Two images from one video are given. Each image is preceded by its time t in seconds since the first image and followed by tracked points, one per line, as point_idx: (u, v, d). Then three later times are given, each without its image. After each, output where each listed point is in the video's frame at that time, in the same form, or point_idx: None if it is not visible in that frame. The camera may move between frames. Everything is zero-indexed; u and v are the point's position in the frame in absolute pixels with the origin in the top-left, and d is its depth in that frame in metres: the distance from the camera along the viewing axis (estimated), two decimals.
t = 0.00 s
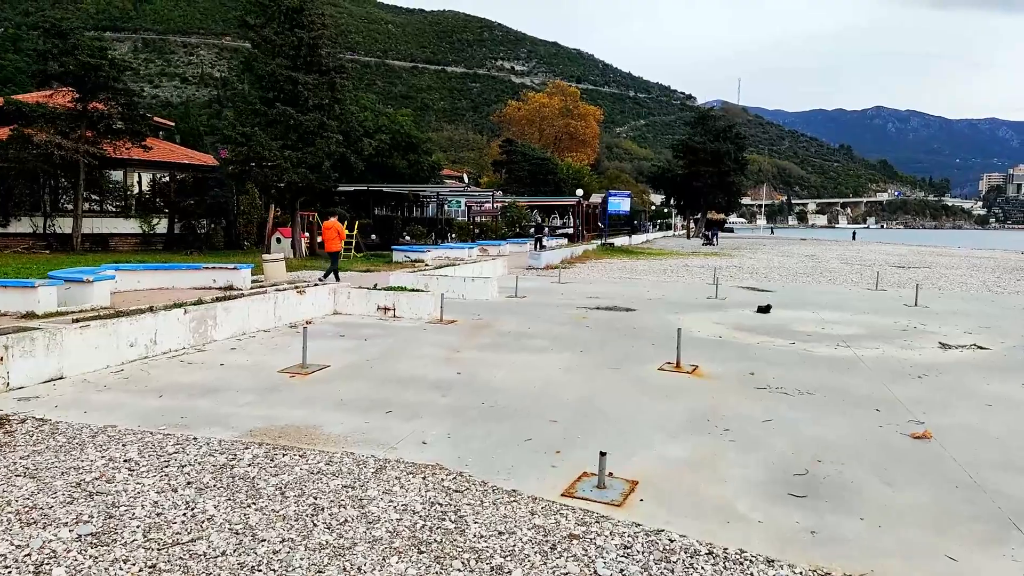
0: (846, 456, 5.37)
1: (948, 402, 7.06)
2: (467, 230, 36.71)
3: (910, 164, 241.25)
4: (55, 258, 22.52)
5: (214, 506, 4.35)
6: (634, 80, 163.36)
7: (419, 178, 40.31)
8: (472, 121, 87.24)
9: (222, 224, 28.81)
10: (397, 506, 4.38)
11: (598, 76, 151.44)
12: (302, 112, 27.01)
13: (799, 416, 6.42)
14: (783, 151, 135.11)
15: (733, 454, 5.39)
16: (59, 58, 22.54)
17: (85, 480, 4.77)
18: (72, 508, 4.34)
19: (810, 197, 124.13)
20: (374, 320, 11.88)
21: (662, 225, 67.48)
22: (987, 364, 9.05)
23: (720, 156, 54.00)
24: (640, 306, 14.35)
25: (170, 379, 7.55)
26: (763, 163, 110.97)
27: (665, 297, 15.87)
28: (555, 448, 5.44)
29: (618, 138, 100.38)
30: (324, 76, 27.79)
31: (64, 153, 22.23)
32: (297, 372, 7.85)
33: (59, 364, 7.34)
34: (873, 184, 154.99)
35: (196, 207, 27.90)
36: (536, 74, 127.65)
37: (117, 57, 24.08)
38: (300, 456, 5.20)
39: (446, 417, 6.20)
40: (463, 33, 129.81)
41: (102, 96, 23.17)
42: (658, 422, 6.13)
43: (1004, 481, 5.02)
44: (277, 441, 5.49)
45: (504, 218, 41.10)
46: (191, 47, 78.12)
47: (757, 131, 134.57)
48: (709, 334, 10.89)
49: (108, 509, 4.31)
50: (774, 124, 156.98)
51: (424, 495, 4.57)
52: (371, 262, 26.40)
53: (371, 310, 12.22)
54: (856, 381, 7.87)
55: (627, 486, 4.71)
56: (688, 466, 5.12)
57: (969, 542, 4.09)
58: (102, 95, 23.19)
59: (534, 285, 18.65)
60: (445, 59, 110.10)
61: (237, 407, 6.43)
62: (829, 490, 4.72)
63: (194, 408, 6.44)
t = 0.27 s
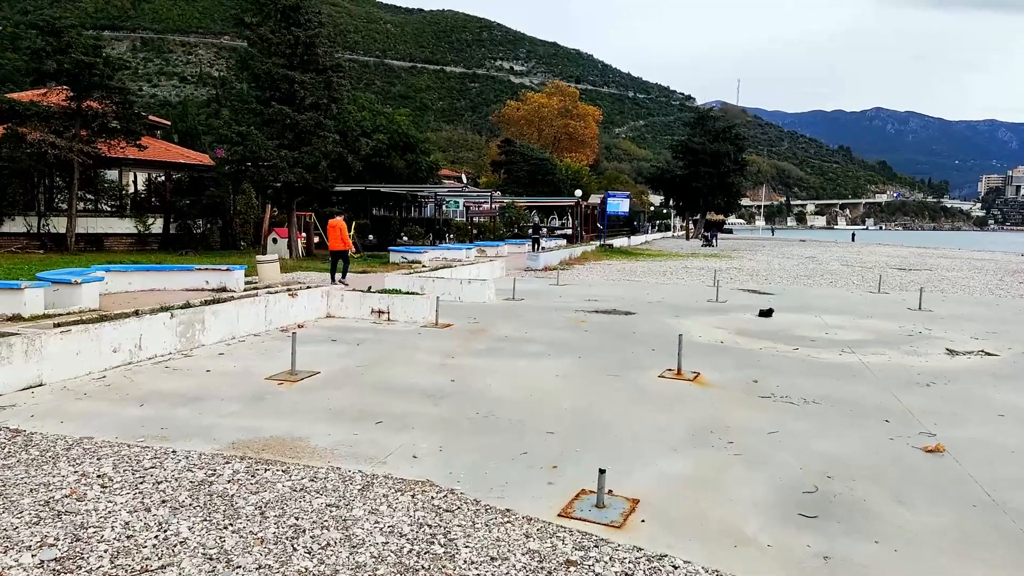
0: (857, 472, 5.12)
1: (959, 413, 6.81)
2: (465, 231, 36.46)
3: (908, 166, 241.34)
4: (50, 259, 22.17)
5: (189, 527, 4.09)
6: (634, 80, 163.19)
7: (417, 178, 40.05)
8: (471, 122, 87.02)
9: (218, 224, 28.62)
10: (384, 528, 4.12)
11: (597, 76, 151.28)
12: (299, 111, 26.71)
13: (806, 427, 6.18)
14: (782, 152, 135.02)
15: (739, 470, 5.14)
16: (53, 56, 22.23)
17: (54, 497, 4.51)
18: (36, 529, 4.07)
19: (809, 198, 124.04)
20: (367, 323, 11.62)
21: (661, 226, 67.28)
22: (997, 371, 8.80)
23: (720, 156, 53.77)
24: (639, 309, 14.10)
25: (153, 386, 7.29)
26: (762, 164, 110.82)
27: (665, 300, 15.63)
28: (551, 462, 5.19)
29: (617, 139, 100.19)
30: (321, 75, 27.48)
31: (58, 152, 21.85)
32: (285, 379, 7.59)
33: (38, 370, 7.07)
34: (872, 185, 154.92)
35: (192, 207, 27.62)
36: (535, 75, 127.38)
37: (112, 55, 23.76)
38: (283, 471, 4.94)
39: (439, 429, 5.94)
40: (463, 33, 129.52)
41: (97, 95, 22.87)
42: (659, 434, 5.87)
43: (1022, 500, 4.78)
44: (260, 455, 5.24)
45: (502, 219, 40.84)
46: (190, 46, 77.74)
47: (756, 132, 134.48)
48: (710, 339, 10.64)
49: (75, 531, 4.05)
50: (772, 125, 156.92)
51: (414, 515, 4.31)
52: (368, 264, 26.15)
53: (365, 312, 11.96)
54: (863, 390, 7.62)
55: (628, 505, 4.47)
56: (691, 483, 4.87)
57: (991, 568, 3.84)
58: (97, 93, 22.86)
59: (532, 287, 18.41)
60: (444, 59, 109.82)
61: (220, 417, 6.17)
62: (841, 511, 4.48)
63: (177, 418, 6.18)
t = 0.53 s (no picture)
0: (869, 486, 4.86)
1: (973, 420, 6.54)
2: (463, 232, 36.23)
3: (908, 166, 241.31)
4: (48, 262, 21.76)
5: (159, 547, 3.84)
6: (633, 81, 163.20)
7: (415, 179, 39.82)
8: (471, 122, 86.77)
9: (216, 224, 28.39)
10: (368, 547, 3.87)
11: (597, 77, 151.24)
12: (296, 110, 26.43)
13: (814, 435, 5.93)
14: (782, 152, 134.89)
15: (745, 480, 4.90)
16: (47, 55, 21.97)
17: (20, 513, 4.25)
18: None
19: (809, 198, 123.86)
20: (362, 325, 11.36)
21: (661, 226, 67.07)
22: (1007, 375, 8.53)
23: (720, 157, 53.55)
24: (640, 311, 13.85)
25: (136, 392, 7.01)
26: (762, 165, 110.62)
27: (666, 302, 15.39)
28: (548, 474, 4.93)
29: (617, 140, 100.02)
30: (318, 74, 27.22)
31: (53, 152, 21.62)
32: (274, 384, 7.33)
33: (17, 375, 6.79)
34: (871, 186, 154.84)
35: (189, 207, 27.38)
36: (535, 76, 127.24)
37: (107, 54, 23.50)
38: (264, 484, 4.68)
39: (430, 438, 5.68)
40: (463, 34, 129.30)
41: (92, 95, 22.63)
42: (660, 442, 5.63)
43: None
44: (241, 466, 4.98)
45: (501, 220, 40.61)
46: (191, 47, 77.53)
47: (756, 133, 134.28)
48: (713, 342, 10.38)
49: (38, 551, 3.79)
50: (772, 126, 156.81)
51: (401, 532, 4.06)
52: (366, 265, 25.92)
53: (359, 314, 11.70)
54: (871, 395, 7.37)
55: (629, 521, 4.22)
56: (695, 496, 4.61)
57: None
58: (92, 93, 22.60)
59: (531, 289, 18.13)
60: (444, 60, 109.60)
61: (203, 426, 5.91)
62: (853, 528, 4.22)
63: (158, 427, 5.91)
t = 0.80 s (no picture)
0: (883, 498, 4.58)
1: (988, 426, 6.26)
2: (462, 232, 35.96)
3: (907, 166, 241.28)
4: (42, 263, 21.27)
5: (120, 568, 3.54)
6: (632, 81, 163.03)
7: (413, 179, 39.56)
8: (470, 123, 86.50)
9: (212, 224, 28.07)
10: (347, 568, 3.58)
11: (596, 77, 151.06)
12: (292, 110, 26.14)
13: (822, 442, 5.65)
14: (782, 153, 134.73)
15: (750, 492, 4.62)
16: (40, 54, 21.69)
17: None
18: None
19: (808, 198, 123.66)
20: (354, 327, 11.07)
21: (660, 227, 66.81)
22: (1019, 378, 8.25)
23: (719, 156, 53.31)
24: (640, 312, 13.58)
25: (114, 397, 6.72)
26: (761, 165, 110.40)
27: (666, 302, 15.13)
28: (542, 485, 4.65)
29: (616, 140, 99.79)
30: (314, 73, 26.94)
31: (47, 152, 21.30)
32: (259, 389, 7.05)
33: None
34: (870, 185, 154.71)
35: (184, 207, 27.08)
36: (534, 76, 127.00)
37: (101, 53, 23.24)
38: (239, 497, 4.39)
39: (419, 445, 5.39)
40: (461, 34, 129.05)
41: (86, 94, 22.36)
42: (661, 451, 5.35)
43: None
44: (217, 478, 4.70)
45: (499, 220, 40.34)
46: (189, 48, 77.18)
47: (755, 133, 134.09)
48: (714, 343, 10.10)
49: None
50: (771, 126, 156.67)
51: (382, 551, 3.77)
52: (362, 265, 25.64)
53: (352, 315, 11.41)
54: (879, 399, 7.08)
55: (629, 538, 3.93)
56: (698, 510, 4.33)
57: None
58: (86, 92, 22.34)
59: (529, 289, 17.85)
60: (443, 60, 109.36)
61: (179, 434, 5.62)
62: (868, 545, 3.94)
63: (131, 435, 5.61)
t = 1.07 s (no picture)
0: (898, 523, 4.28)
1: (1003, 440, 5.96)
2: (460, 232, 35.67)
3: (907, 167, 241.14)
4: (32, 262, 21.11)
5: None
6: (632, 81, 162.73)
7: (411, 178, 39.25)
8: (469, 122, 86.18)
9: (208, 224, 27.72)
10: None
11: (596, 77, 150.74)
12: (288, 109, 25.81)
13: (830, 459, 5.34)
14: (782, 153, 134.50)
15: (757, 515, 4.33)
16: (33, 51, 21.35)
17: None
18: None
19: (808, 198, 123.42)
20: (345, 331, 10.77)
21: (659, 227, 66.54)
22: None
23: (719, 156, 53.05)
24: (639, 315, 13.29)
25: (88, 407, 6.43)
26: (761, 165, 110.11)
27: (666, 305, 14.83)
28: (534, 508, 4.36)
29: (616, 140, 99.49)
30: (311, 71, 26.60)
31: (40, 150, 20.95)
32: (240, 398, 6.73)
33: None
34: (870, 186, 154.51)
35: (180, 207, 26.75)
36: (534, 76, 126.61)
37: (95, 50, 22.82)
38: (207, 521, 4.09)
39: (404, 462, 5.09)
40: (461, 33, 128.63)
41: (80, 92, 21.98)
42: (661, 468, 5.05)
43: None
44: (186, 498, 4.39)
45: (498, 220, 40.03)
46: (188, 47, 76.73)
47: (755, 133, 133.83)
48: (715, 349, 9.80)
49: None
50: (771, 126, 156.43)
51: None
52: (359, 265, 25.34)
53: (343, 319, 11.11)
54: (889, 410, 6.78)
55: (626, 569, 3.64)
56: (700, 536, 4.03)
57: None
58: (80, 90, 21.94)
59: (526, 291, 17.54)
60: (443, 60, 108.97)
61: (151, 449, 5.32)
62: None
63: (100, 449, 5.30)
